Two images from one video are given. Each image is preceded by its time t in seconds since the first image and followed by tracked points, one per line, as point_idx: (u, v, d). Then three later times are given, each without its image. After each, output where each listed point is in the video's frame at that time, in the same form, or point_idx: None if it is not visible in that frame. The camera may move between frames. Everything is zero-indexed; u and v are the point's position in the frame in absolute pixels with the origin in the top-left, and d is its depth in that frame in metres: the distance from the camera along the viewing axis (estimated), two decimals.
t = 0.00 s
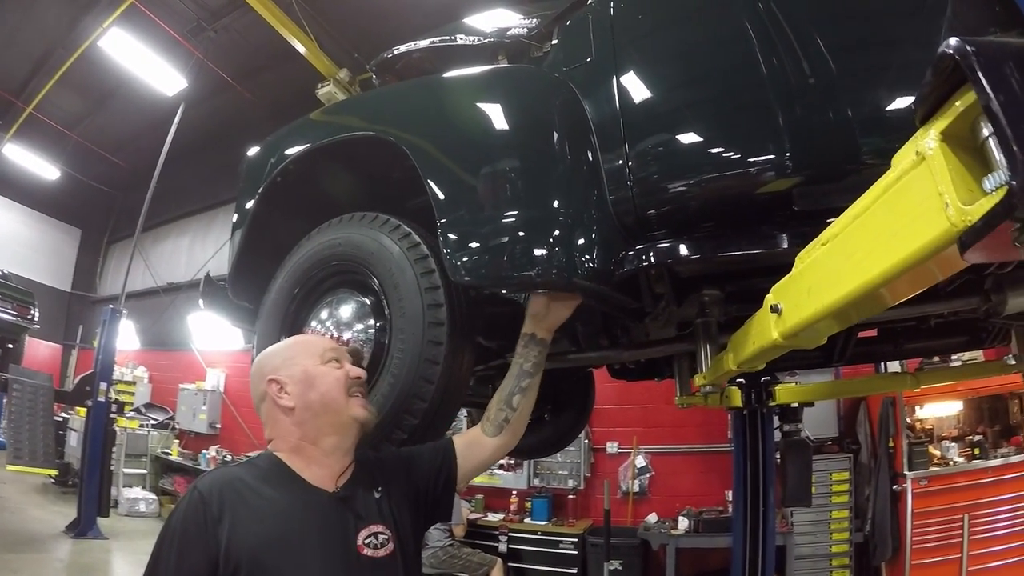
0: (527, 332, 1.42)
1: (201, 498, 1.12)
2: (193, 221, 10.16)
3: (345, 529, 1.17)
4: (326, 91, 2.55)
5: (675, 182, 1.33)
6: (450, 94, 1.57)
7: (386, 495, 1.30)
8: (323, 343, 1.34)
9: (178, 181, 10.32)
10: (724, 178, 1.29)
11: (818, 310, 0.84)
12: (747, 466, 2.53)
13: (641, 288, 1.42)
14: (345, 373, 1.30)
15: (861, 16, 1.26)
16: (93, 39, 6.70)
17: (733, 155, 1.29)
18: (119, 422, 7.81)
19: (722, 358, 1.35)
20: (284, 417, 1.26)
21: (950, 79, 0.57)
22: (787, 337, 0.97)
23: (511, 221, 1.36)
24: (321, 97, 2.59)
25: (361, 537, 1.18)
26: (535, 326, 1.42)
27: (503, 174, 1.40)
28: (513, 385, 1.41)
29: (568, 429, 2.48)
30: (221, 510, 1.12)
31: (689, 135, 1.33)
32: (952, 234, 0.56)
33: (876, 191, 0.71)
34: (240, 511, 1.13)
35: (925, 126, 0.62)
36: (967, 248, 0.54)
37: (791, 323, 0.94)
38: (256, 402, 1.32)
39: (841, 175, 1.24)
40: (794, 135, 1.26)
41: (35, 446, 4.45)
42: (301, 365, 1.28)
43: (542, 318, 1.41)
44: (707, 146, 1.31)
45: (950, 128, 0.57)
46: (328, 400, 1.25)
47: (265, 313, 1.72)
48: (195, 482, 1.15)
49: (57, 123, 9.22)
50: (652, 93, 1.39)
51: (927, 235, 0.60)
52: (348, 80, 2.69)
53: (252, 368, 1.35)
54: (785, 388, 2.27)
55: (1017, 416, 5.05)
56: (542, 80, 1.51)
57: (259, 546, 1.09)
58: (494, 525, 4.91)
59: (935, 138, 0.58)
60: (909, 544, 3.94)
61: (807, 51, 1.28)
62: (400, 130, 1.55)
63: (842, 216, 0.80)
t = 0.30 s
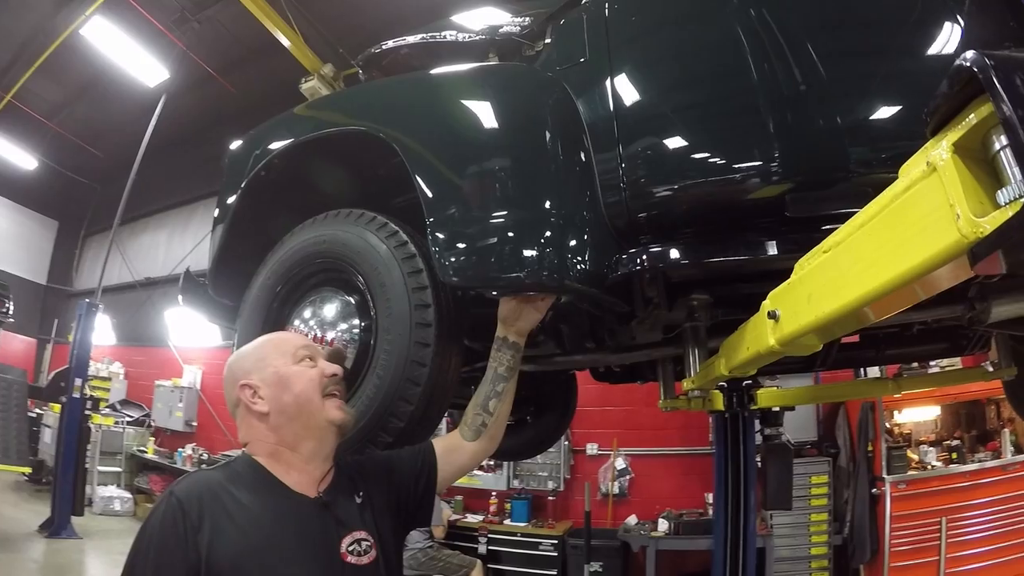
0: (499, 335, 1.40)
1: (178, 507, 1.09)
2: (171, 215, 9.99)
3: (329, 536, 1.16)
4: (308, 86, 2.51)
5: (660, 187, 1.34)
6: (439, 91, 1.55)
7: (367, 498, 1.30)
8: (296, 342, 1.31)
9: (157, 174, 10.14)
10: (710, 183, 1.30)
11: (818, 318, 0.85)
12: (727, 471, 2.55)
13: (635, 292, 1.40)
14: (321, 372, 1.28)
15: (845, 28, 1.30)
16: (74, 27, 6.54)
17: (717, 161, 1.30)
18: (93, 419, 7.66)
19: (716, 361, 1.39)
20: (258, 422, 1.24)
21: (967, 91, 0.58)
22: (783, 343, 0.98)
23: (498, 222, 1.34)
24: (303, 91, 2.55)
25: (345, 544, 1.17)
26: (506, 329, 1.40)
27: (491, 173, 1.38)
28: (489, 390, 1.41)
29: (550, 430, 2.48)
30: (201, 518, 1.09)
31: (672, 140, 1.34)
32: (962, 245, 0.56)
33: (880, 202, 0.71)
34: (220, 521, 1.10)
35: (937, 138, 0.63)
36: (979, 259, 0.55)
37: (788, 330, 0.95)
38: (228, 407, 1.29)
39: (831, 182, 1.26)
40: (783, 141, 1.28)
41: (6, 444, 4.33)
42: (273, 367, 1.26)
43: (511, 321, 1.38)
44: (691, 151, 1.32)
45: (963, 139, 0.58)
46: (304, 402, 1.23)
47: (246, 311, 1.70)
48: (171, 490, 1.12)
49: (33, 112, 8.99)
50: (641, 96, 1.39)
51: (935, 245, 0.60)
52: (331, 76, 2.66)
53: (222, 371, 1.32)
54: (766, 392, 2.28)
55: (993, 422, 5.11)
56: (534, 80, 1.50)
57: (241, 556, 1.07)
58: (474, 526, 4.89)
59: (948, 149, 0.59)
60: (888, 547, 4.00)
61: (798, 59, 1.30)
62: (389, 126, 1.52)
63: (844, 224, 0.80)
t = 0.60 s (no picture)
0: (501, 346, 1.40)
1: (161, 515, 1.08)
2: (153, 209, 9.85)
3: (318, 541, 1.15)
4: (295, 81, 2.47)
5: (648, 190, 1.34)
6: (432, 88, 1.54)
7: (355, 502, 1.29)
8: (276, 339, 1.28)
9: (139, 168, 9.98)
10: (695, 188, 1.31)
11: (815, 324, 0.86)
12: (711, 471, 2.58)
13: (628, 294, 1.40)
14: (303, 369, 1.26)
15: (835, 36, 1.33)
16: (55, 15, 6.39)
17: (705, 166, 1.31)
18: (70, 415, 7.52)
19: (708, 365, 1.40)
20: (241, 425, 1.23)
21: (976, 104, 0.59)
22: (778, 348, 0.99)
23: (491, 222, 1.34)
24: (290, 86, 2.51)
25: (334, 550, 1.16)
26: (508, 341, 1.39)
27: (484, 173, 1.38)
28: (486, 401, 1.41)
29: (536, 430, 2.49)
30: (185, 527, 1.08)
31: (660, 144, 1.35)
32: (966, 254, 0.58)
33: (882, 210, 0.72)
34: (205, 527, 1.09)
35: (944, 149, 0.64)
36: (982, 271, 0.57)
37: (787, 335, 0.95)
38: (209, 410, 1.27)
39: (821, 189, 1.28)
40: (775, 147, 1.29)
41: None
42: (254, 367, 1.24)
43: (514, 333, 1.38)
44: (678, 156, 1.33)
45: (969, 151, 0.59)
46: (288, 403, 1.21)
47: (233, 308, 1.68)
48: (154, 497, 1.10)
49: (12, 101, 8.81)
50: (634, 100, 1.40)
51: (939, 255, 0.62)
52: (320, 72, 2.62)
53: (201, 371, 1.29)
54: (751, 395, 2.28)
55: (972, 425, 5.23)
56: (528, 79, 1.50)
57: (226, 563, 1.06)
58: (456, 527, 4.87)
59: (953, 161, 0.60)
60: (868, 548, 4.07)
61: (790, 66, 1.32)
62: (381, 123, 1.51)
63: (844, 232, 0.81)
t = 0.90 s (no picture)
0: (497, 348, 1.37)
1: (150, 514, 1.07)
2: (138, 203, 9.73)
3: (311, 541, 1.15)
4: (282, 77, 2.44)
5: (637, 192, 1.36)
6: (426, 86, 1.53)
7: (346, 500, 1.29)
8: (267, 333, 1.27)
9: (124, 162, 9.86)
10: (681, 191, 1.33)
11: (809, 324, 0.87)
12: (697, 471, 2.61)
13: (622, 295, 1.40)
14: (295, 365, 1.25)
15: (824, 43, 1.35)
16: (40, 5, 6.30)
17: (693, 169, 1.33)
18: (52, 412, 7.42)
19: (700, 365, 1.41)
20: (230, 423, 1.22)
21: (969, 115, 0.62)
22: (772, 347, 1.01)
23: (484, 221, 1.34)
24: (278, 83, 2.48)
25: (326, 550, 1.17)
26: (505, 343, 1.36)
27: (478, 172, 1.38)
28: (481, 403, 1.38)
29: (523, 429, 2.50)
30: (176, 526, 1.07)
31: (649, 147, 1.37)
32: (958, 258, 0.60)
33: (879, 214, 0.74)
34: (196, 526, 1.09)
35: (939, 157, 0.66)
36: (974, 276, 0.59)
37: (780, 335, 0.97)
38: (197, 406, 1.26)
39: (809, 194, 1.30)
40: (765, 152, 1.31)
41: None
42: (243, 365, 1.22)
43: (512, 334, 1.35)
44: (665, 159, 1.35)
45: (962, 160, 0.61)
46: (280, 402, 1.20)
47: (223, 303, 1.67)
48: (143, 495, 1.10)
49: None
50: (626, 103, 1.41)
51: (932, 259, 0.63)
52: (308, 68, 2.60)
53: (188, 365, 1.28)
54: (736, 395, 2.28)
55: (954, 428, 5.38)
56: (523, 79, 1.50)
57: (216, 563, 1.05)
58: (442, 526, 4.87)
59: (947, 169, 0.61)
60: (850, 548, 4.14)
61: (781, 72, 1.34)
62: (375, 121, 1.51)
63: (841, 234, 0.82)
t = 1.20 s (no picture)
0: (499, 337, 1.37)
1: (130, 514, 1.06)
2: (128, 200, 9.66)
3: (293, 544, 1.14)
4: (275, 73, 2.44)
5: (630, 189, 1.36)
6: (419, 82, 1.53)
7: (332, 500, 1.28)
8: (254, 329, 1.25)
9: (114, 158, 9.79)
10: (672, 189, 1.33)
11: (806, 322, 0.87)
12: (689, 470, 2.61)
13: (616, 292, 1.40)
14: (282, 363, 1.23)
15: (818, 42, 1.36)
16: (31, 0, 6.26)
17: (685, 168, 1.33)
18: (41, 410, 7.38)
19: (694, 363, 1.41)
20: (213, 422, 1.20)
21: (969, 111, 0.62)
22: (768, 345, 1.01)
23: (475, 217, 1.34)
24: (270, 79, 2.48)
25: (310, 552, 1.15)
26: (506, 332, 1.37)
27: (471, 169, 1.37)
28: (477, 391, 1.39)
29: (515, 428, 2.50)
30: (155, 527, 1.06)
31: (642, 146, 1.37)
32: (958, 253, 0.60)
33: (877, 212, 0.74)
34: (176, 528, 1.08)
35: (940, 152, 0.67)
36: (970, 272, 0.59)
37: (776, 333, 0.97)
38: (179, 402, 1.24)
39: (803, 192, 1.30)
40: (757, 151, 1.31)
41: None
42: (226, 362, 1.20)
43: (515, 323, 1.35)
44: (657, 158, 1.35)
45: (962, 157, 0.61)
46: (263, 402, 1.18)
47: (212, 301, 1.66)
48: (122, 494, 1.09)
49: None
50: (619, 101, 1.41)
51: (932, 255, 0.64)
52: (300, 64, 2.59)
53: (168, 359, 1.26)
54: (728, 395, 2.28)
55: (945, 428, 5.45)
56: (517, 76, 1.49)
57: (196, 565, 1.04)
58: (433, 525, 4.87)
59: (947, 165, 0.62)
60: (841, 548, 4.18)
61: (775, 71, 1.35)
62: (367, 117, 1.50)
63: (839, 230, 0.82)
